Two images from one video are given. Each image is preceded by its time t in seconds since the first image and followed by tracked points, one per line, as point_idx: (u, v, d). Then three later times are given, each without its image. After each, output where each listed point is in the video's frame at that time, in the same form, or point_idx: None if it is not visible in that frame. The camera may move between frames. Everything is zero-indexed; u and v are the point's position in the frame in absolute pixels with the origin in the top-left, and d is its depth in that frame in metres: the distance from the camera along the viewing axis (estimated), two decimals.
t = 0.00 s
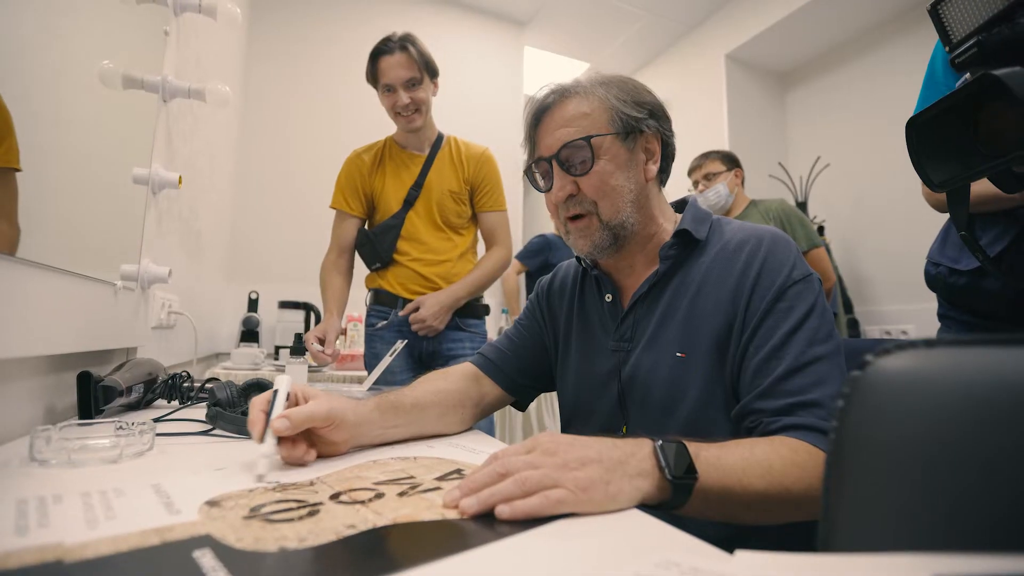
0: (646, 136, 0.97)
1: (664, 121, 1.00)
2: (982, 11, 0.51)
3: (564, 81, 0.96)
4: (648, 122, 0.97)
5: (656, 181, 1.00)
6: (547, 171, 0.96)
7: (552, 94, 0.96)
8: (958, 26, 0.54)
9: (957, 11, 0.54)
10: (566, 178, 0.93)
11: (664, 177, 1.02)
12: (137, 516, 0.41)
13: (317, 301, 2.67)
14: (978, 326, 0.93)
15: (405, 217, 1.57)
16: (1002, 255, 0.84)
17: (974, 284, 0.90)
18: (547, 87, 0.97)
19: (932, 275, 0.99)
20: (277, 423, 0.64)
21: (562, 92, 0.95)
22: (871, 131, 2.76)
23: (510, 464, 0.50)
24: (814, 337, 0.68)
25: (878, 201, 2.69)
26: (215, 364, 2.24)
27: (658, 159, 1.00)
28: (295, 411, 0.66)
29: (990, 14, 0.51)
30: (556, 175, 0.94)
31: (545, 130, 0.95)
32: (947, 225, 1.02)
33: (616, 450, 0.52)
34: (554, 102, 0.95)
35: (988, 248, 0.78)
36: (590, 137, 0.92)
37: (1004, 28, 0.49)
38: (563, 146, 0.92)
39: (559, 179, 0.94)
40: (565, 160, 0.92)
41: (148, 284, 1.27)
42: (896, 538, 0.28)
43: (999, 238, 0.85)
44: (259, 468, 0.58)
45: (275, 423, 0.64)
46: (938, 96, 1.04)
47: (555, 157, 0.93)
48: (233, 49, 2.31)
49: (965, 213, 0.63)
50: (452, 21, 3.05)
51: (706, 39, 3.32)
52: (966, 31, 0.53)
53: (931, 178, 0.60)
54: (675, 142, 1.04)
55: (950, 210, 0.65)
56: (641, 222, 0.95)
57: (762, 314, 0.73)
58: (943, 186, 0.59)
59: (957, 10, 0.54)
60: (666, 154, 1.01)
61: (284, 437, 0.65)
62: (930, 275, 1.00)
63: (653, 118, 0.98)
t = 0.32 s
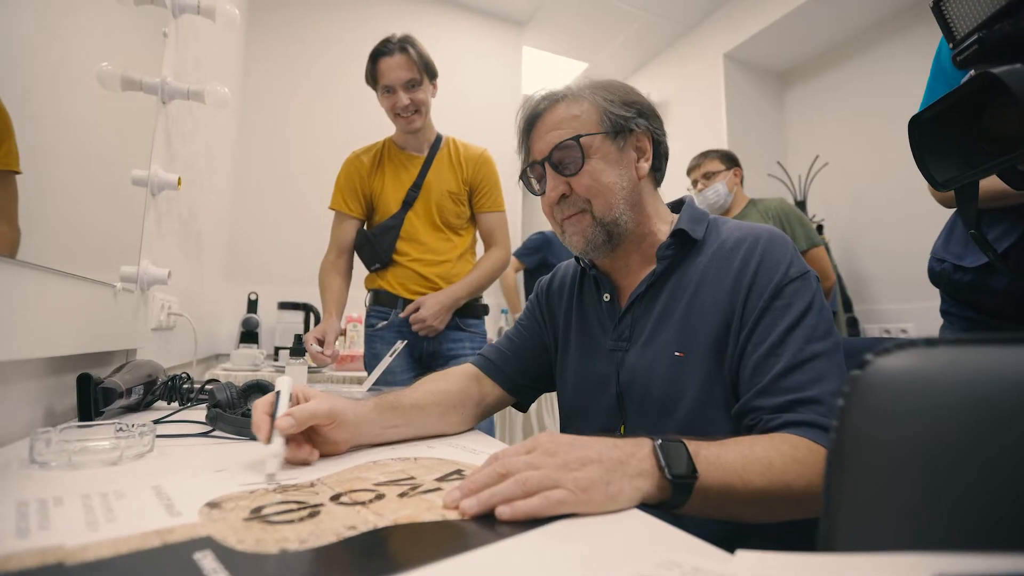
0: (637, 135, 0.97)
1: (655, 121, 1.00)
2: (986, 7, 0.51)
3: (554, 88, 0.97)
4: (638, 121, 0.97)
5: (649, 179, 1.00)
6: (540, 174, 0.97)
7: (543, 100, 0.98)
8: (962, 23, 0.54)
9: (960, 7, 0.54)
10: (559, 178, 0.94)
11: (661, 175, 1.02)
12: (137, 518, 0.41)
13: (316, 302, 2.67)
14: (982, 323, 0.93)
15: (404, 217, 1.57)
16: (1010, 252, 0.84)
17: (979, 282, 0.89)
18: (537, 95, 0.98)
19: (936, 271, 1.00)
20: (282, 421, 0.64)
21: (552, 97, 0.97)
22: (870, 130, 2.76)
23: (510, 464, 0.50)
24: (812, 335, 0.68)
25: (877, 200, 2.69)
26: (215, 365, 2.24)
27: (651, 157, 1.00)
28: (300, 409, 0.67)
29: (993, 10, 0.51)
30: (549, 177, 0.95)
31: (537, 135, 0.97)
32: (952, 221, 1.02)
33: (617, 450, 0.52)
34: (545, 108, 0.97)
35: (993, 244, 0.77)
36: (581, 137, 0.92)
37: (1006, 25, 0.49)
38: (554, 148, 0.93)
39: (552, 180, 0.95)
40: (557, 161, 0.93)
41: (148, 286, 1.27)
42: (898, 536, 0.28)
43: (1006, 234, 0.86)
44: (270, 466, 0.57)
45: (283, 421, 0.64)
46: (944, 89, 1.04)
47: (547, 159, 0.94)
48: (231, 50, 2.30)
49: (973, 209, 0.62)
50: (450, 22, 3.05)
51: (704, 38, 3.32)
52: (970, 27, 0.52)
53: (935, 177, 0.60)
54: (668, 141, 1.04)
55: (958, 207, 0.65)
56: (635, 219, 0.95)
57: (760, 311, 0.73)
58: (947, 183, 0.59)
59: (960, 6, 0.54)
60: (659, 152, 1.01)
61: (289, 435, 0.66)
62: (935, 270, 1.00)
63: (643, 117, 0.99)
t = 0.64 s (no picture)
0: (630, 134, 0.97)
1: (648, 120, 1.00)
2: (992, 2, 0.51)
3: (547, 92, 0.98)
4: (629, 121, 0.97)
5: (644, 177, 1.00)
6: (536, 175, 0.97)
7: (536, 104, 0.99)
8: (969, 18, 0.53)
9: (967, 3, 0.54)
10: (553, 178, 0.94)
11: (656, 174, 1.02)
12: (137, 517, 0.41)
13: (316, 302, 2.67)
14: (989, 320, 0.93)
15: (404, 217, 1.57)
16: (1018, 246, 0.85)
17: (987, 278, 0.89)
18: (531, 99, 1.00)
19: (943, 267, 1.00)
20: (273, 420, 0.65)
21: (545, 101, 0.98)
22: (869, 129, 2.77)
23: (509, 462, 0.50)
24: (809, 332, 0.69)
25: (876, 199, 2.70)
26: (215, 365, 2.24)
27: (644, 156, 1.00)
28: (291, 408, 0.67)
29: (998, 6, 0.50)
30: (544, 177, 0.95)
31: (531, 138, 0.98)
32: (959, 218, 1.03)
33: (616, 449, 0.53)
34: (538, 111, 0.98)
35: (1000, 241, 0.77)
36: (573, 136, 0.93)
37: (1012, 21, 0.49)
38: (547, 149, 0.94)
39: (546, 181, 0.95)
40: (550, 161, 0.94)
41: (148, 286, 1.28)
42: (897, 534, 0.28)
43: (1014, 230, 0.86)
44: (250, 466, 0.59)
45: (271, 421, 0.65)
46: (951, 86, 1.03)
47: (541, 160, 0.95)
48: (231, 50, 2.31)
49: (980, 207, 0.63)
50: (449, 22, 3.05)
51: (703, 38, 3.32)
52: (978, 22, 0.52)
53: (942, 175, 0.61)
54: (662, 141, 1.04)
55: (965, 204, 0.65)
56: (629, 217, 0.95)
57: (757, 308, 0.74)
58: (954, 182, 0.59)
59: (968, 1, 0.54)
60: (653, 151, 1.01)
61: (280, 434, 0.66)
62: (942, 263, 1.01)
63: (635, 117, 0.99)
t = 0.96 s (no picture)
0: (625, 134, 0.97)
1: (643, 120, 1.00)
2: None
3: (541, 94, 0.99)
4: (624, 121, 0.97)
5: (639, 177, 0.99)
6: (533, 177, 0.97)
7: (532, 107, 0.99)
8: (969, 16, 0.53)
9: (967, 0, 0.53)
10: (549, 179, 0.94)
11: (652, 174, 1.02)
12: (134, 520, 0.41)
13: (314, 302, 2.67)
14: (993, 318, 0.93)
15: (403, 217, 1.57)
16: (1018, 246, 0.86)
17: (989, 276, 0.90)
18: (526, 103, 1.00)
19: (946, 265, 1.00)
20: (269, 423, 0.65)
21: (540, 104, 0.98)
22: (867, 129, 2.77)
23: (507, 464, 0.50)
24: (805, 330, 0.68)
25: (874, 199, 2.70)
26: (213, 366, 2.24)
27: (639, 156, 0.99)
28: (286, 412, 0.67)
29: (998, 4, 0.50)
30: (540, 179, 0.95)
31: (527, 141, 0.98)
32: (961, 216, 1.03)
33: (614, 450, 0.53)
34: (534, 114, 0.98)
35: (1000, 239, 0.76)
36: (568, 137, 0.93)
37: (1011, 18, 0.49)
38: (542, 151, 0.94)
39: (543, 182, 0.95)
40: (546, 162, 0.94)
41: (145, 287, 1.28)
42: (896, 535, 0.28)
43: (1015, 229, 0.87)
44: (240, 467, 0.59)
45: (267, 424, 0.65)
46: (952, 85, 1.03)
47: (537, 162, 0.95)
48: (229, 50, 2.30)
49: (979, 205, 0.63)
50: (448, 23, 3.05)
51: (701, 38, 3.33)
52: (977, 20, 0.52)
53: (941, 173, 0.61)
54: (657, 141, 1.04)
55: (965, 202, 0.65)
56: (625, 216, 0.95)
57: (755, 306, 0.74)
58: (952, 178, 0.60)
59: None
60: (649, 151, 1.01)
61: (276, 437, 0.66)
62: (944, 262, 1.01)
63: (630, 117, 0.99)
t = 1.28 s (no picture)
0: (626, 133, 0.97)
1: (644, 121, 1.01)
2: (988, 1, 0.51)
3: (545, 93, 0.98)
4: (626, 121, 0.97)
5: (640, 176, 0.99)
6: (535, 176, 0.97)
7: (535, 106, 0.99)
8: (966, 18, 0.53)
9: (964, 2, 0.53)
10: (552, 177, 0.94)
11: (653, 175, 1.02)
12: (132, 523, 0.41)
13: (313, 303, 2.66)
14: (994, 318, 0.93)
15: (402, 218, 1.57)
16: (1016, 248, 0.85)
17: (990, 276, 0.90)
18: (529, 102, 1.00)
19: (947, 265, 1.00)
20: (264, 409, 0.68)
21: (544, 103, 0.98)
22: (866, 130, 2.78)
23: (506, 467, 0.50)
24: (805, 327, 0.68)
25: (873, 199, 2.71)
26: (212, 367, 2.24)
27: (641, 156, 1.00)
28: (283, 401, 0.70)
29: (995, 6, 0.50)
30: (543, 177, 0.95)
31: (530, 138, 0.98)
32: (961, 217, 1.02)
33: (613, 453, 0.53)
34: (537, 113, 0.98)
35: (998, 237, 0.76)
36: (571, 136, 0.93)
37: (1007, 21, 0.48)
38: (546, 148, 0.94)
39: (545, 180, 0.95)
40: (549, 160, 0.94)
41: (144, 288, 1.27)
42: (897, 537, 0.28)
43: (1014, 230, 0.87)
44: (237, 470, 0.59)
45: (263, 411, 0.68)
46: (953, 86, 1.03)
47: (540, 160, 0.95)
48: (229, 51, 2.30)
49: (977, 206, 0.62)
50: (447, 24, 3.05)
51: (700, 39, 3.33)
52: (974, 21, 0.52)
53: (937, 175, 0.61)
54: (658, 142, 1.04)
55: (963, 204, 0.65)
56: (626, 215, 0.95)
57: (754, 305, 0.73)
58: (948, 181, 0.60)
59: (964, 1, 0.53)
60: (649, 152, 1.01)
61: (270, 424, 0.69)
62: (946, 262, 1.00)
63: (632, 118, 0.99)
